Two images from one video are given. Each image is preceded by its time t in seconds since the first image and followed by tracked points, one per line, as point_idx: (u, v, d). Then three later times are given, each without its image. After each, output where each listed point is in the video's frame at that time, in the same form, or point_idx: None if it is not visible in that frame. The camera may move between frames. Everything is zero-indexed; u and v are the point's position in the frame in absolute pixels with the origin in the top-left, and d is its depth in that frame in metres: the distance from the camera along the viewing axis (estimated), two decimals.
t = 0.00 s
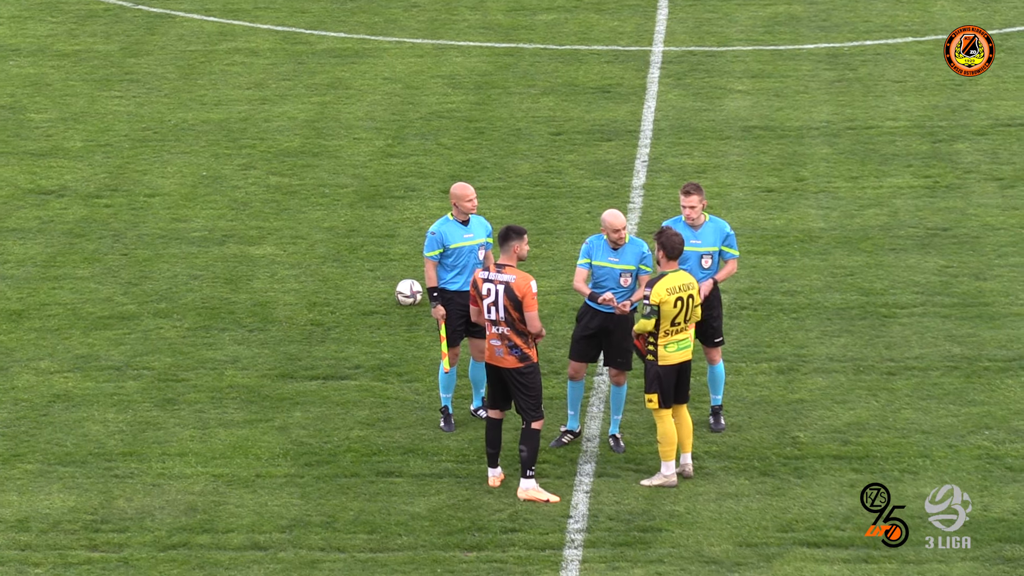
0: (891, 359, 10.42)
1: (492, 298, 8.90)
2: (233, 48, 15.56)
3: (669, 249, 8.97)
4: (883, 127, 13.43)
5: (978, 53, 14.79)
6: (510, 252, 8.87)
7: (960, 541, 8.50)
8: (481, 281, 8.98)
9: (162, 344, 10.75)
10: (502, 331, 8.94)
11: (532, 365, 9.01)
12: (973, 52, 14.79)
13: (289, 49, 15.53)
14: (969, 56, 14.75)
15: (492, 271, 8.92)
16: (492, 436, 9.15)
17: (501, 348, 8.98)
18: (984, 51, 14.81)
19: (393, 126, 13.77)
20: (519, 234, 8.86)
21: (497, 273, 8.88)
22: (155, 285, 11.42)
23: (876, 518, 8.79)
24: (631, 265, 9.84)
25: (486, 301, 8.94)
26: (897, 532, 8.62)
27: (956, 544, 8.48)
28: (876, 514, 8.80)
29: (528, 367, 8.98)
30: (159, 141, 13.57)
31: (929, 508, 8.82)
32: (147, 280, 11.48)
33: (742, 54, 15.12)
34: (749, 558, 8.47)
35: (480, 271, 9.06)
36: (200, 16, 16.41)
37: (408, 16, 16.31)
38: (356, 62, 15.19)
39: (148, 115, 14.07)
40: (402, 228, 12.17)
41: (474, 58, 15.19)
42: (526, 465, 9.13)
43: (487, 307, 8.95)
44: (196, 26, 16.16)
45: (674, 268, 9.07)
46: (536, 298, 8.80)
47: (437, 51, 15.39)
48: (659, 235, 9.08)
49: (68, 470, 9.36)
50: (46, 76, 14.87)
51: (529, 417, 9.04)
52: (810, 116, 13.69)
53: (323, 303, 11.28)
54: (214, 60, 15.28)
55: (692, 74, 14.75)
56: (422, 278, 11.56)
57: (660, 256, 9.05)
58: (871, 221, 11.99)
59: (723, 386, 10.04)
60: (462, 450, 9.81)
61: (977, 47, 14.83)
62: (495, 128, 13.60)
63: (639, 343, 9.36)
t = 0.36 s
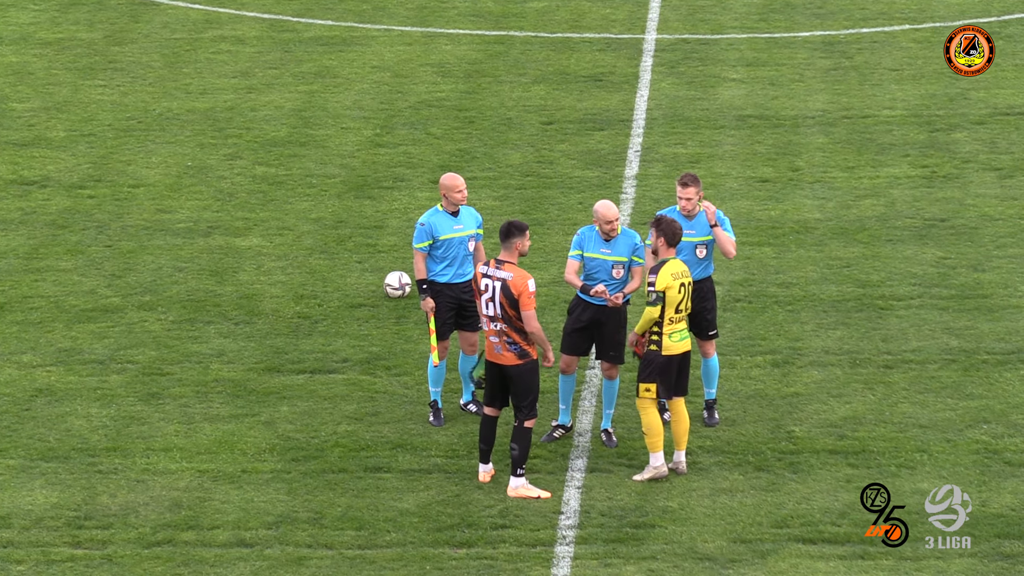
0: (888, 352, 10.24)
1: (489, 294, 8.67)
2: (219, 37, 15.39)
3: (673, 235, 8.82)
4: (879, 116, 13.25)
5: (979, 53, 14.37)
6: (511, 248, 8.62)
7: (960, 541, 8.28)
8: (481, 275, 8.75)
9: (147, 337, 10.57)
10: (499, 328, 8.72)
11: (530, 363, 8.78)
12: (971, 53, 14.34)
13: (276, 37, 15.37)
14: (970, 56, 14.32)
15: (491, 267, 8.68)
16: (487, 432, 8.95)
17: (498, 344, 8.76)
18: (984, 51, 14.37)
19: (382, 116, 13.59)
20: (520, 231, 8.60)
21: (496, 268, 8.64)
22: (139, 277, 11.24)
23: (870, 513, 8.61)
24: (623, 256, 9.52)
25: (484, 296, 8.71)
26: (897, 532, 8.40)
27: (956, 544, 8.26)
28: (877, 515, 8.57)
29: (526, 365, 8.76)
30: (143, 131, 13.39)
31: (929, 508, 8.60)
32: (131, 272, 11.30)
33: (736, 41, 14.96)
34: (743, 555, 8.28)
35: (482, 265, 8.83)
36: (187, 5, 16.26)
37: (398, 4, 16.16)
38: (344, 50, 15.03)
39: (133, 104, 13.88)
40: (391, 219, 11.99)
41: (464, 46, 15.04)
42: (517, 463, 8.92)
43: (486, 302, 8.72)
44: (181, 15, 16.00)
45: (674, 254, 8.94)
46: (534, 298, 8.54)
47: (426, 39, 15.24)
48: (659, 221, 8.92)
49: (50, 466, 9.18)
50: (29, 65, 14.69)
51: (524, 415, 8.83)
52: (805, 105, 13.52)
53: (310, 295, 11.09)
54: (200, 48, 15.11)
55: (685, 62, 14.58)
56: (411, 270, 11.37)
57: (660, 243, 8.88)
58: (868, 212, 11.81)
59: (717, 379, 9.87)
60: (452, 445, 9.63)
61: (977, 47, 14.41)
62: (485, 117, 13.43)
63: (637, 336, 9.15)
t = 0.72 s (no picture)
0: (885, 347, 9.99)
1: (481, 288, 8.42)
2: (199, 24, 15.16)
3: (661, 227, 8.55)
4: (876, 105, 13.01)
5: (979, 53, 13.85)
6: (507, 243, 8.36)
7: (960, 541, 8.02)
8: (475, 269, 8.50)
9: (125, 332, 10.31)
10: (490, 323, 8.47)
11: (519, 363, 8.50)
12: (969, 55, 13.79)
13: (257, 24, 15.14)
14: (970, 55, 13.80)
15: (486, 260, 8.43)
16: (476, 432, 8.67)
17: (487, 340, 8.51)
18: (984, 51, 13.85)
19: (367, 105, 13.33)
20: (518, 226, 8.34)
21: (490, 263, 8.39)
22: (118, 270, 10.98)
23: (865, 510, 8.36)
24: (614, 248, 9.16)
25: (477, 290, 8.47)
26: (898, 532, 8.13)
27: (956, 544, 8.00)
28: (877, 515, 8.30)
29: (513, 365, 8.47)
30: (121, 121, 13.13)
31: (929, 508, 8.33)
32: (109, 265, 11.04)
33: (729, 28, 14.73)
34: (737, 554, 8.02)
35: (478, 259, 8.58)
36: None
37: None
38: (327, 37, 14.80)
39: (111, 93, 13.62)
40: (375, 211, 11.73)
41: (450, 33, 14.82)
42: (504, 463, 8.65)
43: (478, 296, 8.47)
44: (161, 2, 15.77)
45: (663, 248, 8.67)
46: (526, 296, 8.27)
47: (411, 27, 15.03)
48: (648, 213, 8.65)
49: (26, 464, 8.92)
50: (5, 53, 14.44)
51: (510, 416, 8.55)
52: (800, 93, 13.27)
53: (293, 289, 10.83)
54: (180, 36, 14.87)
55: (677, 49, 14.35)
56: (397, 262, 11.12)
57: (649, 235, 8.60)
58: (864, 203, 11.55)
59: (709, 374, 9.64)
60: (438, 442, 9.37)
61: (977, 47, 13.88)
62: (471, 106, 13.18)
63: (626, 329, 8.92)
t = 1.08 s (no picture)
0: (895, 344, 9.61)
1: (472, 282, 7.99)
2: (184, 9, 14.81)
3: (651, 226, 8.10)
4: (885, 92, 12.64)
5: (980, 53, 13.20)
6: (499, 235, 7.92)
7: (960, 541, 7.68)
8: (465, 261, 8.06)
9: (106, 329, 9.92)
10: (481, 319, 8.04)
11: (510, 359, 8.10)
12: (968, 58, 13.09)
13: (244, 9, 14.79)
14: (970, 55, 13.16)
15: (477, 252, 7.99)
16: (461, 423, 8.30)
17: (478, 336, 8.09)
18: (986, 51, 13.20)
19: (357, 92, 12.96)
20: (510, 217, 7.89)
21: (482, 256, 7.95)
22: (98, 265, 10.59)
23: (875, 513, 7.98)
24: (615, 242, 8.74)
25: (467, 284, 8.03)
26: (897, 532, 7.79)
27: (956, 544, 7.67)
28: (876, 515, 7.96)
29: (505, 361, 8.08)
30: (102, 109, 12.75)
31: (928, 508, 7.98)
32: (89, 259, 10.65)
33: (733, 14, 14.39)
34: (743, 560, 7.64)
35: (465, 251, 8.13)
36: None
37: None
38: (316, 23, 14.45)
39: (91, 81, 13.24)
40: (366, 203, 11.35)
41: (444, 19, 14.50)
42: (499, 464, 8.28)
43: (468, 290, 8.04)
44: None
45: (659, 246, 8.23)
46: (520, 290, 7.87)
47: (403, 12, 14.73)
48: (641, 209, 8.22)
49: (2, 466, 8.53)
50: None
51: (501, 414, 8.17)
52: (807, 81, 12.90)
53: (280, 284, 10.45)
54: (163, 21, 14.52)
55: (680, 35, 13.99)
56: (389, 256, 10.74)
57: (640, 233, 8.19)
58: (873, 194, 11.18)
59: (713, 373, 9.25)
60: (432, 443, 8.99)
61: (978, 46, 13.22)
62: (465, 94, 12.82)
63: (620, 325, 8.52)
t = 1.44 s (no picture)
0: (914, 347, 9.05)
1: (443, 277, 7.45)
2: None
3: (652, 224, 7.51)
4: (904, 80, 12.09)
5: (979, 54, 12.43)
6: (467, 226, 7.38)
7: (960, 541, 7.24)
8: (435, 257, 7.52)
9: (79, 331, 9.36)
10: (457, 316, 7.50)
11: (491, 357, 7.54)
12: (968, 59, 12.36)
13: None
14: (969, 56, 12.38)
15: (446, 246, 7.45)
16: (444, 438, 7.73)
17: (455, 334, 7.54)
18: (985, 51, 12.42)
19: (344, 81, 12.44)
20: (477, 205, 7.35)
21: (451, 249, 7.41)
22: (70, 263, 10.03)
23: (894, 526, 7.42)
24: (617, 239, 8.14)
25: (438, 280, 7.50)
26: (897, 533, 7.36)
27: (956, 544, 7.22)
28: (876, 514, 7.52)
29: (484, 359, 7.53)
30: (74, 98, 12.21)
31: (929, 509, 7.54)
32: (61, 257, 10.09)
33: None
34: None
35: (437, 245, 7.60)
36: None
37: None
38: (300, 7, 13.91)
39: (62, 68, 12.70)
40: (353, 197, 10.81)
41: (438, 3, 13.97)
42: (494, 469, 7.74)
43: (440, 286, 7.51)
44: None
45: (661, 244, 7.64)
46: (488, 280, 7.31)
47: None
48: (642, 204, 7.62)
49: None
50: None
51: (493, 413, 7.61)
52: (821, 68, 12.36)
53: (263, 283, 9.89)
54: (139, 5, 13.99)
55: (686, 19, 13.46)
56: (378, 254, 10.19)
57: (641, 231, 7.61)
58: (890, 188, 10.64)
59: (722, 378, 8.68)
60: (423, 452, 8.43)
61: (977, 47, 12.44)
62: (459, 82, 12.35)
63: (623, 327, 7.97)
